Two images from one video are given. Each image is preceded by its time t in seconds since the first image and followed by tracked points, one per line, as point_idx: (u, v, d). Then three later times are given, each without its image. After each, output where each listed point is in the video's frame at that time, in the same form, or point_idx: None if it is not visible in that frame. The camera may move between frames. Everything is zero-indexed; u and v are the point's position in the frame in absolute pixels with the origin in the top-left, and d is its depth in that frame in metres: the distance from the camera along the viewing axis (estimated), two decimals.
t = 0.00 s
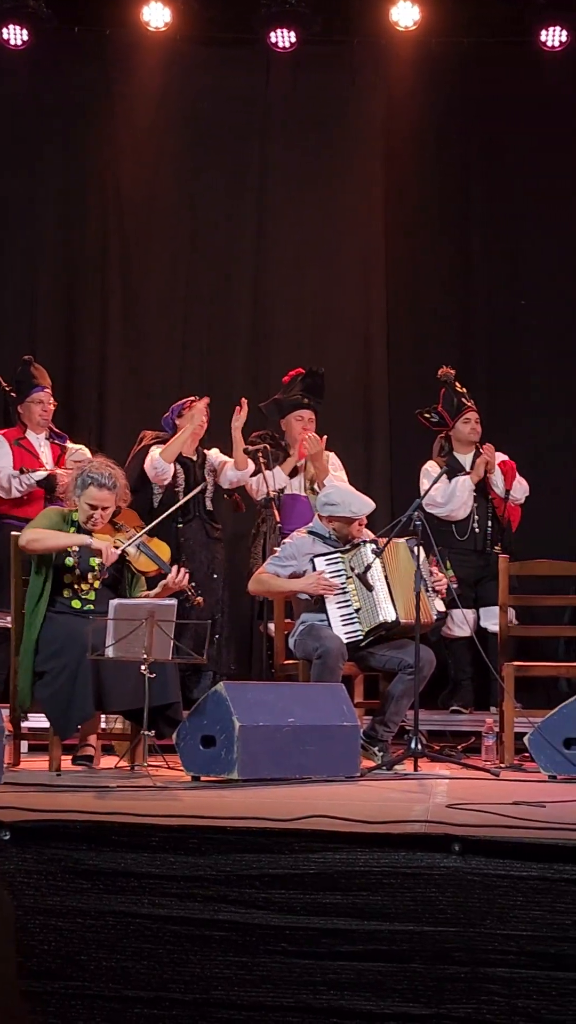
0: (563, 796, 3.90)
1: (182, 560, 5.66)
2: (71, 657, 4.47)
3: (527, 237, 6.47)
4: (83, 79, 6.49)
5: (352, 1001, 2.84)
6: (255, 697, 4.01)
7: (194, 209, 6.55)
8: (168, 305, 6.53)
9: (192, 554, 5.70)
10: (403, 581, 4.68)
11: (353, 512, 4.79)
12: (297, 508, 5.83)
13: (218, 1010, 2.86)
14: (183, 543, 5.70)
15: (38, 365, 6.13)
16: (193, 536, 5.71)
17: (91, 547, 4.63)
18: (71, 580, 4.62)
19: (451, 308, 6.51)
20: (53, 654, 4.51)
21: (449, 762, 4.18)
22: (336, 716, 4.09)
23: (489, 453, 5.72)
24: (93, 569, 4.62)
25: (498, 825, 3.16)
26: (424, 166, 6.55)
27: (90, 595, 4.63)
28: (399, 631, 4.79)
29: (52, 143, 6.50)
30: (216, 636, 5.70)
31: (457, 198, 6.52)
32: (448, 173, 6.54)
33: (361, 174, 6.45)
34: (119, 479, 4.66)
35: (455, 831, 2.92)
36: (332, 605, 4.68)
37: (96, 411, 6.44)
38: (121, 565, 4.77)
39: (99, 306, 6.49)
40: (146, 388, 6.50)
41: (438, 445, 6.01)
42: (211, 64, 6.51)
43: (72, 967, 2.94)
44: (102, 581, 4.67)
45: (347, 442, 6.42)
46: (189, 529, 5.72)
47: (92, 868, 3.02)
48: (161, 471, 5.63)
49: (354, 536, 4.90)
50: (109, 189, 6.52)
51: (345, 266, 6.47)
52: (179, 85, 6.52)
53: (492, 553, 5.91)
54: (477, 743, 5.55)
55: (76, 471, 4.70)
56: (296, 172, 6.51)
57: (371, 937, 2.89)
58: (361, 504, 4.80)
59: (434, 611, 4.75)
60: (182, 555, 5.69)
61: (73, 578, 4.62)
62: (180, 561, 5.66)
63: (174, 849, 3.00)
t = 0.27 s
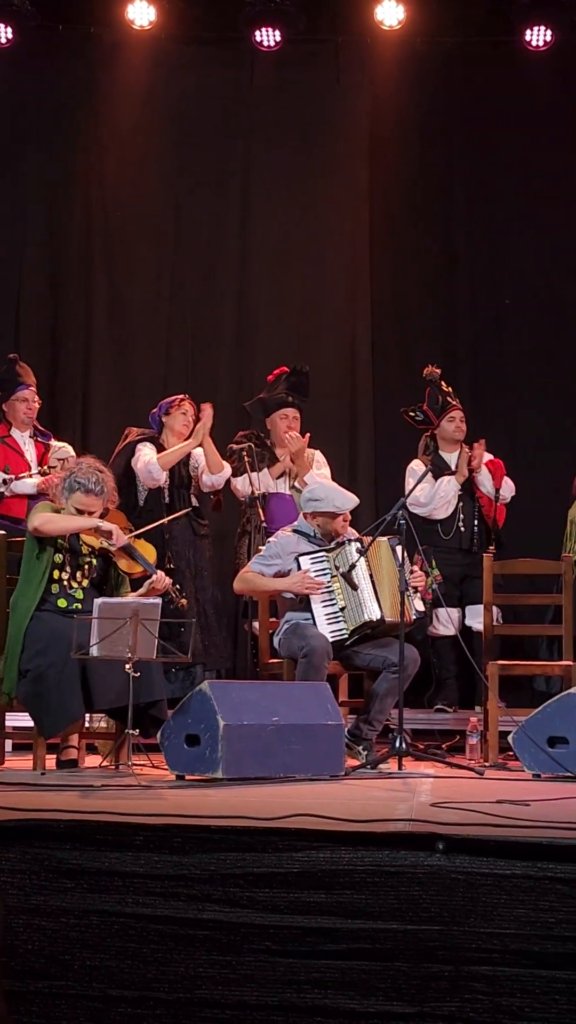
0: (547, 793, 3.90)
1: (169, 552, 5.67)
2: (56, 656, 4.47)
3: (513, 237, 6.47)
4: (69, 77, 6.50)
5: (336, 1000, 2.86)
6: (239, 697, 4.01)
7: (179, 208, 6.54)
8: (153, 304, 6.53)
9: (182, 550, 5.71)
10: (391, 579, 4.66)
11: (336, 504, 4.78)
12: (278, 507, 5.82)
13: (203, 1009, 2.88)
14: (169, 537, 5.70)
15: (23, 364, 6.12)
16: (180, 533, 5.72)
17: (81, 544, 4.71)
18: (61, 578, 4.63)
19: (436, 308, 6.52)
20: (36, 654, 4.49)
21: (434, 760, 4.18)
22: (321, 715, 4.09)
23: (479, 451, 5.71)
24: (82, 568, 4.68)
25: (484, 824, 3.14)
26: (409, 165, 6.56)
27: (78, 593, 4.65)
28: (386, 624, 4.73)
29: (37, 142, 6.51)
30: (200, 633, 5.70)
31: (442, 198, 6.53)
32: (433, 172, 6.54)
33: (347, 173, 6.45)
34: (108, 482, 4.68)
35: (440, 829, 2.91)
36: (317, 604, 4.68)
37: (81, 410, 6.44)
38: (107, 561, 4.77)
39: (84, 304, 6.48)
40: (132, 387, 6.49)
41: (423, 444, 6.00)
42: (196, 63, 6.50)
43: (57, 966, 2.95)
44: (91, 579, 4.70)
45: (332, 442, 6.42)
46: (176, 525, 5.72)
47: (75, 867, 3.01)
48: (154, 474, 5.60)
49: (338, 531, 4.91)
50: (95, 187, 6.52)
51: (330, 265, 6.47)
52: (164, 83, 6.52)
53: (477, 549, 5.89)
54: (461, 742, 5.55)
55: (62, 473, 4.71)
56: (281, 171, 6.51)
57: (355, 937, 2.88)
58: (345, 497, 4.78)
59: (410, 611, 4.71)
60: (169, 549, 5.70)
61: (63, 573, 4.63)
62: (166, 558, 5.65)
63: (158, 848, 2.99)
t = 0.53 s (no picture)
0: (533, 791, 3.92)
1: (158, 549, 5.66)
2: (44, 658, 4.46)
3: (498, 236, 6.49)
4: (55, 75, 6.50)
5: (322, 997, 2.87)
6: (226, 694, 4.02)
7: (165, 206, 6.55)
8: (139, 302, 6.53)
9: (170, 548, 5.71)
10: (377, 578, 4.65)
11: (326, 504, 4.79)
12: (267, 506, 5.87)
13: (189, 1005, 2.89)
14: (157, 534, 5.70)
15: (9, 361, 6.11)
16: (167, 530, 5.73)
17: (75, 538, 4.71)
18: (59, 571, 4.64)
19: (422, 306, 6.53)
20: (24, 655, 4.49)
21: (420, 758, 4.19)
22: (306, 712, 4.10)
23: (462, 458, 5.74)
24: (78, 560, 4.67)
25: (474, 824, 3.10)
26: (395, 163, 6.57)
27: (74, 587, 4.66)
28: (371, 624, 4.74)
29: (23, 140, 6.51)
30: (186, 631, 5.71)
31: (428, 197, 6.54)
32: (419, 171, 6.55)
33: (333, 172, 6.46)
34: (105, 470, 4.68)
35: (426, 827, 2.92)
36: (302, 603, 4.71)
37: (67, 408, 6.44)
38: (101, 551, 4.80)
39: (70, 302, 6.49)
40: (118, 385, 6.50)
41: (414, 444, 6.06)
42: (182, 61, 6.50)
43: (42, 963, 2.96)
44: (86, 574, 4.70)
45: (317, 439, 6.43)
46: (163, 523, 5.74)
47: (62, 865, 3.01)
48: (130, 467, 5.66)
49: (325, 530, 4.92)
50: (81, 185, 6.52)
51: (316, 263, 6.48)
52: (150, 81, 6.52)
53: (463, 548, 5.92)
54: (446, 739, 5.57)
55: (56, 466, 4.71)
56: (267, 170, 6.52)
57: (341, 934, 2.89)
58: (335, 497, 4.79)
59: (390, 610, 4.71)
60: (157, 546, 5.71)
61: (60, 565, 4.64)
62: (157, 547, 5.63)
63: (144, 846, 3.00)
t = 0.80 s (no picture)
0: (517, 789, 3.91)
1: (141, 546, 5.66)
2: (31, 653, 4.46)
3: (483, 234, 6.49)
4: (40, 72, 6.48)
5: (306, 995, 2.87)
6: (211, 693, 4.02)
7: (151, 204, 6.54)
8: (125, 299, 6.52)
9: (155, 547, 5.71)
10: (361, 581, 4.66)
11: (314, 497, 4.79)
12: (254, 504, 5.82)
13: (172, 1003, 2.89)
14: (139, 531, 5.70)
15: None
16: (151, 529, 5.73)
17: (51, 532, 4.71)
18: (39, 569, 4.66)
19: (407, 304, 6.53)
20: (11, 650, 4.49)
21: (403, 756, 4.18)
22: (292, 710, 4.10)
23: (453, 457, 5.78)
24: (56, 555, 4.70)
25: (462, 824, 3.06)
26: (380, 162, 6.57)
27: (55, 582, 4.68)
28: (357, 624, 4.72)
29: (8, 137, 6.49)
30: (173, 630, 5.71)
31: (414, 195, 6.54)
32: (404, 168, 6.55)
33: (317, 170, 6.46)
34: (68, 461, 4.70)
35: (411, 825, 2.92)
36: (289, 601, 4.68)
37: (52, 405, 6.43)
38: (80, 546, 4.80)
39: (55, 300, 6.47)
40: (103, 382, 6.49)
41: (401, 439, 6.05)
42: (167, 58, 6.50)
43: (26, 961, 2.95)
44: (65, 569, 4.73)
45: (303, 438, 6.43)
46: (145, 523, 5.73)
47: (46, 864, 3.00)
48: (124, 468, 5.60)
49: (314, 527, 4.91)
50: (66, 182, 6.51)
51: (301, 262, 6.48)
52: (135, 78, 6.51)
53: (449, 549, 5.92)
54: (432, 737, 5.56)
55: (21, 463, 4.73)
56: (252, 169, 6.51)
57: (326, 933, 2.90)
58: (322, 490, 4.80)
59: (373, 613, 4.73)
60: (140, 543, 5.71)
61: (40, 562, 4.65)
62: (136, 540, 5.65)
63: (129, 846, 2.99)
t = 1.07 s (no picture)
0: (501, 787, 3.91)
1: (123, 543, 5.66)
2: (13, 652, 4.44)
3: (466, 232, 6.50)
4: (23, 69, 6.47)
5: (290, 993, 2.86)
6: (194, 691, 4.01)
7: (133, 201, 6.53)
8: (107, 297, 6.51)
9: (135, 546, 5.71)
10: (344, 579, 4.69)
11: (301, 497, 4.80)
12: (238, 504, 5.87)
13: (156, 1002, 2.89)
14: (121, 527, 5.71)
15: None
16: (133, 526, 5.73)
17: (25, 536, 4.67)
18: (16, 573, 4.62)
19: (390, 303, 6.53)
20: None
21: (387, 755, 4.15)
22: (275, 709, 4.10)
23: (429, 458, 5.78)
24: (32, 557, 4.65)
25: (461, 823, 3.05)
26: (363, 161, 6.57)
27: (35, 582, 4.66)
28: (340, 624, 4.74)
29: None
30: (159, 634, 5.73)
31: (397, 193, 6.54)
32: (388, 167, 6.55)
33: (300, 168, 6.46)
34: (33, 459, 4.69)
35: (395, 822, 2.93)
36: (274, 597, 4.66)
37: (34, 403, 6.42)
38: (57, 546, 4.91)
39: (37, 297, 6.46)
40: (85, 380, 6.48)
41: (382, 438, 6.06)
42: (151, 56, 6.49)
43: (9, 960, 2.94)
44: (42, 569, 4.70)
45: (285, 436, 6.43)
46: (129, 517, 5.74)
47: (30, 862, 3.00)
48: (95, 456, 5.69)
49: (301, 524, 4.92)
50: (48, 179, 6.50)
51: (284, 260, 6.48)
52: (119, 75, 6.50)
53: (432, 548, 5.94)
54: (415, 736, 5.57)
55: None
56: (234, 166, 6.51)
57: (310, 930, 2.90)
58: (309, 489, 4.81)
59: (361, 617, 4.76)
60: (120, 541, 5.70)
61: (16, 567, 4.61)
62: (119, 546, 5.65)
63: (113, 844, 3.00)
